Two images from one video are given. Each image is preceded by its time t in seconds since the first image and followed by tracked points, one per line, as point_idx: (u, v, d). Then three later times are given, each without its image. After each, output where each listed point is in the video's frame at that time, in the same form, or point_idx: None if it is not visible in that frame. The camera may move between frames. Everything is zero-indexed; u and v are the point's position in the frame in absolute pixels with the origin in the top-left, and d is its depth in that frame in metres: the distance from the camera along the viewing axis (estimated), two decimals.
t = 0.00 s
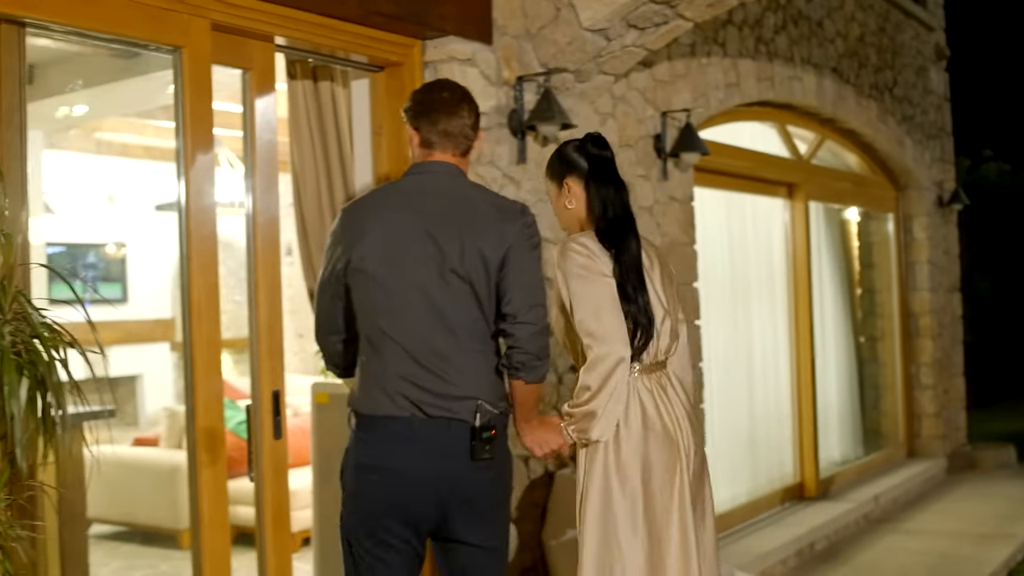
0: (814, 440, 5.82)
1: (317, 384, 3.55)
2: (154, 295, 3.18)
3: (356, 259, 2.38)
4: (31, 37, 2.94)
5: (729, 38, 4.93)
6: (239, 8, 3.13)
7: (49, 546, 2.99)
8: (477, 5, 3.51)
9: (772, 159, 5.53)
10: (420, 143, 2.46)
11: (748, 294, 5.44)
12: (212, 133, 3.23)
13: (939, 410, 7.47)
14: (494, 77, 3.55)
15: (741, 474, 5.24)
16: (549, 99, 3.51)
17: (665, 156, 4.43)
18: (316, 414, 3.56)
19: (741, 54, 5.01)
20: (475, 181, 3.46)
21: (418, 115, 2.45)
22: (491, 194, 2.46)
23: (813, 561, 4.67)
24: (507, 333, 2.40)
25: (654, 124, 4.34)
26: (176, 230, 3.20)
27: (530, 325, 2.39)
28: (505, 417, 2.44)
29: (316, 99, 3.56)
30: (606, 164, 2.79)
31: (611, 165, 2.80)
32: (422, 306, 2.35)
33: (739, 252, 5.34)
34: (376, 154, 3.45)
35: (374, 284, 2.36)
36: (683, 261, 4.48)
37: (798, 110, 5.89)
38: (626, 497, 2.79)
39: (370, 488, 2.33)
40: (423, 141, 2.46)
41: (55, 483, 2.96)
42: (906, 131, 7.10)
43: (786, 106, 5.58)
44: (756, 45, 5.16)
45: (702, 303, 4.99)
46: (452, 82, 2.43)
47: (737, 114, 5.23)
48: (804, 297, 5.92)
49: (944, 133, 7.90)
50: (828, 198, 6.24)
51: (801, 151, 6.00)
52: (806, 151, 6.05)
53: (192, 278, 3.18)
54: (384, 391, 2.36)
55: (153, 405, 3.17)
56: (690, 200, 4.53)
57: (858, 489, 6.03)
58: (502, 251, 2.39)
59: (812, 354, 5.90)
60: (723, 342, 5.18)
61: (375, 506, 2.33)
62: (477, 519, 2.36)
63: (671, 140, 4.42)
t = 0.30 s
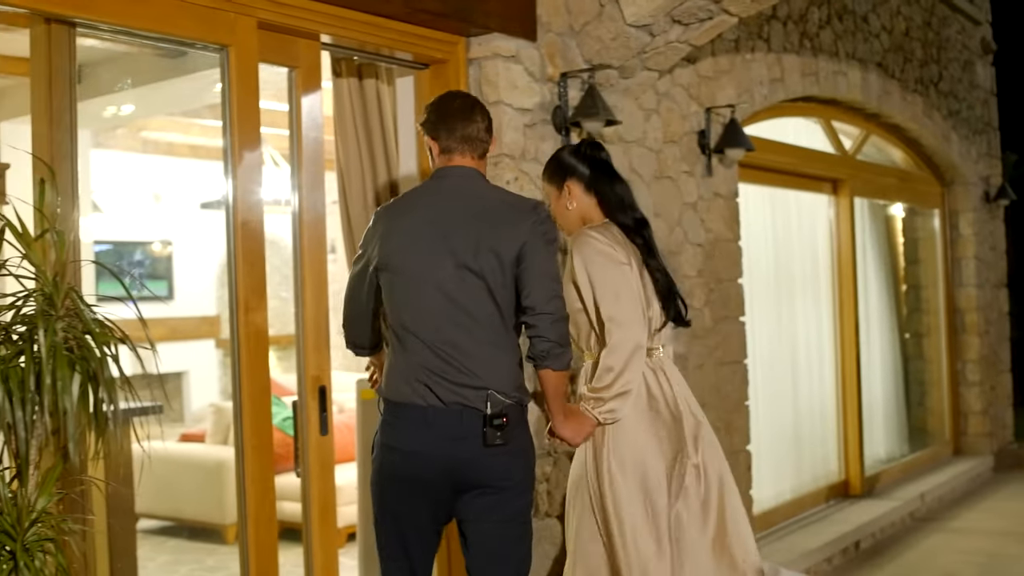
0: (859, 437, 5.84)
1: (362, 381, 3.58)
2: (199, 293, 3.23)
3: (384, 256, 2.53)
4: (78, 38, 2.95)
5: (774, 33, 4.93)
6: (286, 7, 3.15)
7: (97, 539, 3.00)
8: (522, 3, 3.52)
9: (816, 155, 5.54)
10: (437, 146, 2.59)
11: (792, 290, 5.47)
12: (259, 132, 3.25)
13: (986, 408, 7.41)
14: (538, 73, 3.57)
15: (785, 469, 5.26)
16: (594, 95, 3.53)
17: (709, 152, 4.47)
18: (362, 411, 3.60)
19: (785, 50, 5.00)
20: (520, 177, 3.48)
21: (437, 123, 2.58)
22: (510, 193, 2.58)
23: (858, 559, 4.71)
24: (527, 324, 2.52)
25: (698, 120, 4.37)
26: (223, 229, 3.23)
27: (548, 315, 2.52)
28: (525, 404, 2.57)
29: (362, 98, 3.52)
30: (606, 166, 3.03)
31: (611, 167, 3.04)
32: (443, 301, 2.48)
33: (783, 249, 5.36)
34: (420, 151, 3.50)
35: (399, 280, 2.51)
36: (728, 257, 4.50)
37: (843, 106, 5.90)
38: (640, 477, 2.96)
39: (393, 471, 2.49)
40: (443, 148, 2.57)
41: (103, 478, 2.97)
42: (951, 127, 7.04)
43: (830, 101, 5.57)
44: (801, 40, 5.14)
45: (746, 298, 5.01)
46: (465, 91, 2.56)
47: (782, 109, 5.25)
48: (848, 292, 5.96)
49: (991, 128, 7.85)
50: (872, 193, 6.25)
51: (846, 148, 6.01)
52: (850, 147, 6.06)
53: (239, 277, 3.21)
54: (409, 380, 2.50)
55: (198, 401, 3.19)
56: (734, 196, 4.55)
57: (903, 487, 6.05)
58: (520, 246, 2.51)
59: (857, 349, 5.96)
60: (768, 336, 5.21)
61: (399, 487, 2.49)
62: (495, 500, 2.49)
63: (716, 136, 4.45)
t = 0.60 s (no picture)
0: (890, 434, 5.95)
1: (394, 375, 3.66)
2: (231, 288, 3.22)
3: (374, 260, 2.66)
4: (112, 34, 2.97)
5: (806, 26, 4.92)
6: (319, 2, 3.16)
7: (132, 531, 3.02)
8: None
9: (847, 150, 5.57)
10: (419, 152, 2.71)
11: (825, 286, 5.52)
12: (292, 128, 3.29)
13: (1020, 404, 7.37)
14: (570, 67, 3.60)
15: (816, 462, 5.31)
16: (626, 90, 3.59)
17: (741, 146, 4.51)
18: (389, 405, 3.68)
19: (818, 43, 5.00)
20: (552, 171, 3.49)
21: (418, 132, 2.68)
22: (490, 192, 2.67)
23: (891, 555, 4.76)
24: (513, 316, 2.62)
25: (730, 114, 4.40)
26: (258, 224, 3.27)
27: (532, 306, 2.61)
28: (515, 394, 2.66)
29: (393, 94, 3.49)
30: (586, 195, 3.25)
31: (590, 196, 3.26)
32: (430, 300, 2.59)
33: (815, 243, 5.40)
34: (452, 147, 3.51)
35: (390, 282, 2.63)
36: (760, 252, 4.55)
37: (875, 100, 5.90)
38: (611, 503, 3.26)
39: (395, 467, 2.62)
40: (426, 155, 2.68)
41: (136, 471, 2.97)
42: (985, 120, 6.99)
43: (862, 95, 5.58)
44: (833, 34, 5.13)
45: (778, 294, 5.05)
46: (445, 99, 2.69)
47: (814, 104, 5.27)
48: (880, 288, 6.04)
49: None
50: (904, 188, 6.30)
51: (878, 142, 6.04)
52: (883, 141, 6.09)
53: (272, 272, 3.24)
54: (404, 377, 2.62)
55: (231, 396, 3.20)
56: (766, 190, 4.61)
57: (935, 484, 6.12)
58: (501, 242, 2.61)
59: (889, 345, 6.03)
60: (801, 329, 5.26)
61: (403, 482, 2.62)
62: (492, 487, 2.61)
63: (748, 130, 4.48)
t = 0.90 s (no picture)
0: (926, 425, 5.99)
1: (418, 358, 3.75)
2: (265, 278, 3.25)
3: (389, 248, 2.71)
4: (145, 26, 2.93)
5: (843, 16, 4.90)
6: None
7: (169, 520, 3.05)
8: None
9: (883, 141, 5.61)
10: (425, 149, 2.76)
11: (860, 277, 5.58)
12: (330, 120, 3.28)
13: None
14: (606, 59, 3.63)
15: (851, 452, 5.39)
16: (662, 80, 3.58)
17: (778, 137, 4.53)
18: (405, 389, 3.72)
19: (854, 34, 4.98)
20: (588, 162, 3.50)
21: (423, 130, 2.73)
22: (501, 179, 2.71)
23: (927, 548, 4.80)
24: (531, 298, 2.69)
25: (766, 105, 4.42)
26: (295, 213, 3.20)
27: (549, 287, 2.68)
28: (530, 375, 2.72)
29: (430, 85, 3.48)
30: (565, 180, 3.23)
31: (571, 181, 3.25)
32: (445, 287, 2.64)
33: (852, 234, 5.46)
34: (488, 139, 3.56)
35: (406, 270, 2.68)
36: (795, 243, 4.58)
37: (912, 91, 5.88)
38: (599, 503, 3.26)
39: (412, 450, 2.68)
40: (433, 152, 2.73)
41: (173, 461, 2.97)
42: None
43: (899, 85, 5.57)
44: (870, 24, 5.10)
45: (814, 284, 5.14)
46: (444, 96, 2.73)
47: (851, 95, 5.30)
48: (916, 280, 6.10)
49: None
50: (941, 179, 6.32)
51: (916, 133, 6.05)
52: (920, 132, 6.10)
53: (310, 258, 3.18)
54: (420, 363, 2.67)
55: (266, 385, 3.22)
56: (802, 181, 4.64)
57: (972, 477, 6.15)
58: (514, 228, 2.65)
59: (926, 336, 6.07)
60: (836, 319, 5.33)
61: (422, 466, 2.68)
62: (508, 471, 2.65)
63: (784, 121, 4.50)
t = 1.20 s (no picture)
0: (946, 420, 6.00)
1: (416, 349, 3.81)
2: (287, 273, 3.25)
3: (417, 242, 2.83)
4: (166, 21, 2.94)
5: (864, 9, 4.87)
6: None
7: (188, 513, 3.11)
8: None
9: (904, 135, 5.61)
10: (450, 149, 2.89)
11: (881, 271, 5.59)
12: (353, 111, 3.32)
13: None
14: (626, 52, 3.63)
15: (872, 449, 5.39)
16: (682, 74, 3.58)
17: (798, 130, 4.53)
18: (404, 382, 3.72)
19: (876, 27, 4.96)
20: (608, 156, 3.51)
21: (447, 130, 2.87)
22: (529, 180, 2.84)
23: (946, 544, 4.86)
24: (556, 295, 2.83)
25: (787, 98, 4.42)
26: (314, 209, 3.23)
27: (574, 284, 2.80)
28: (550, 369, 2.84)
29: (449, 79, 3.53)
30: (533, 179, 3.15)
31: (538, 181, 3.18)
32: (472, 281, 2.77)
33: (872, 228, 5.48)
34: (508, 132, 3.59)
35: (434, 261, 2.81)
36: (815, 237, 4.58)
37: (935, 84, 5.85)
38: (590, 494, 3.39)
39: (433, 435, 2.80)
40: (457, 152, 2.88)
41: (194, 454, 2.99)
42: None
43: (921, 79, 5.54)
44: (891, 17, 5.07)
45: (835, 278, 5.16)
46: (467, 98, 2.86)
47: (873, 89, 5.30)
48: (938, 274, 6.09)
49: None
50: (961, 172, 6.32)
51: (937, 127, 6.04)
52: (941, 126, 6.09)
53: (329, 255, 3.21)
54: (443, 353, 2.79)
55: (285, 379, 3.26)
56: (822, 175, 4.64)
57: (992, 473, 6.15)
58: (543, 226, 2.78)
59: (947, 330, 6.08)
60: (856, 313, 5.34)
61: (442, 452, 2.81)
62: (527, 459, 2.76)
63: (804, 114, 4.49)
